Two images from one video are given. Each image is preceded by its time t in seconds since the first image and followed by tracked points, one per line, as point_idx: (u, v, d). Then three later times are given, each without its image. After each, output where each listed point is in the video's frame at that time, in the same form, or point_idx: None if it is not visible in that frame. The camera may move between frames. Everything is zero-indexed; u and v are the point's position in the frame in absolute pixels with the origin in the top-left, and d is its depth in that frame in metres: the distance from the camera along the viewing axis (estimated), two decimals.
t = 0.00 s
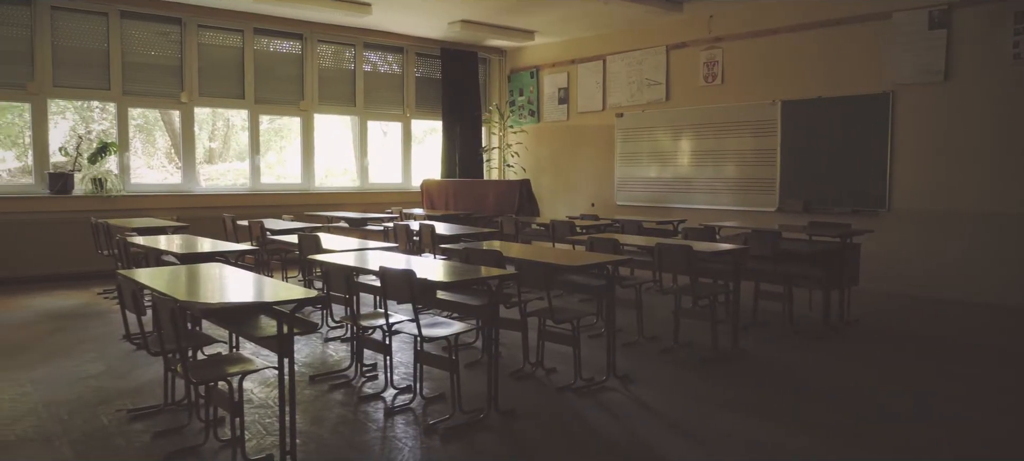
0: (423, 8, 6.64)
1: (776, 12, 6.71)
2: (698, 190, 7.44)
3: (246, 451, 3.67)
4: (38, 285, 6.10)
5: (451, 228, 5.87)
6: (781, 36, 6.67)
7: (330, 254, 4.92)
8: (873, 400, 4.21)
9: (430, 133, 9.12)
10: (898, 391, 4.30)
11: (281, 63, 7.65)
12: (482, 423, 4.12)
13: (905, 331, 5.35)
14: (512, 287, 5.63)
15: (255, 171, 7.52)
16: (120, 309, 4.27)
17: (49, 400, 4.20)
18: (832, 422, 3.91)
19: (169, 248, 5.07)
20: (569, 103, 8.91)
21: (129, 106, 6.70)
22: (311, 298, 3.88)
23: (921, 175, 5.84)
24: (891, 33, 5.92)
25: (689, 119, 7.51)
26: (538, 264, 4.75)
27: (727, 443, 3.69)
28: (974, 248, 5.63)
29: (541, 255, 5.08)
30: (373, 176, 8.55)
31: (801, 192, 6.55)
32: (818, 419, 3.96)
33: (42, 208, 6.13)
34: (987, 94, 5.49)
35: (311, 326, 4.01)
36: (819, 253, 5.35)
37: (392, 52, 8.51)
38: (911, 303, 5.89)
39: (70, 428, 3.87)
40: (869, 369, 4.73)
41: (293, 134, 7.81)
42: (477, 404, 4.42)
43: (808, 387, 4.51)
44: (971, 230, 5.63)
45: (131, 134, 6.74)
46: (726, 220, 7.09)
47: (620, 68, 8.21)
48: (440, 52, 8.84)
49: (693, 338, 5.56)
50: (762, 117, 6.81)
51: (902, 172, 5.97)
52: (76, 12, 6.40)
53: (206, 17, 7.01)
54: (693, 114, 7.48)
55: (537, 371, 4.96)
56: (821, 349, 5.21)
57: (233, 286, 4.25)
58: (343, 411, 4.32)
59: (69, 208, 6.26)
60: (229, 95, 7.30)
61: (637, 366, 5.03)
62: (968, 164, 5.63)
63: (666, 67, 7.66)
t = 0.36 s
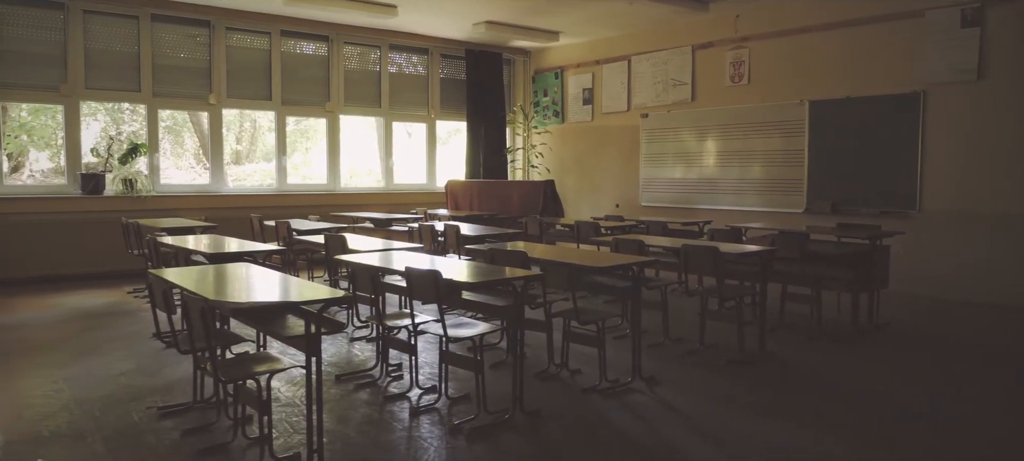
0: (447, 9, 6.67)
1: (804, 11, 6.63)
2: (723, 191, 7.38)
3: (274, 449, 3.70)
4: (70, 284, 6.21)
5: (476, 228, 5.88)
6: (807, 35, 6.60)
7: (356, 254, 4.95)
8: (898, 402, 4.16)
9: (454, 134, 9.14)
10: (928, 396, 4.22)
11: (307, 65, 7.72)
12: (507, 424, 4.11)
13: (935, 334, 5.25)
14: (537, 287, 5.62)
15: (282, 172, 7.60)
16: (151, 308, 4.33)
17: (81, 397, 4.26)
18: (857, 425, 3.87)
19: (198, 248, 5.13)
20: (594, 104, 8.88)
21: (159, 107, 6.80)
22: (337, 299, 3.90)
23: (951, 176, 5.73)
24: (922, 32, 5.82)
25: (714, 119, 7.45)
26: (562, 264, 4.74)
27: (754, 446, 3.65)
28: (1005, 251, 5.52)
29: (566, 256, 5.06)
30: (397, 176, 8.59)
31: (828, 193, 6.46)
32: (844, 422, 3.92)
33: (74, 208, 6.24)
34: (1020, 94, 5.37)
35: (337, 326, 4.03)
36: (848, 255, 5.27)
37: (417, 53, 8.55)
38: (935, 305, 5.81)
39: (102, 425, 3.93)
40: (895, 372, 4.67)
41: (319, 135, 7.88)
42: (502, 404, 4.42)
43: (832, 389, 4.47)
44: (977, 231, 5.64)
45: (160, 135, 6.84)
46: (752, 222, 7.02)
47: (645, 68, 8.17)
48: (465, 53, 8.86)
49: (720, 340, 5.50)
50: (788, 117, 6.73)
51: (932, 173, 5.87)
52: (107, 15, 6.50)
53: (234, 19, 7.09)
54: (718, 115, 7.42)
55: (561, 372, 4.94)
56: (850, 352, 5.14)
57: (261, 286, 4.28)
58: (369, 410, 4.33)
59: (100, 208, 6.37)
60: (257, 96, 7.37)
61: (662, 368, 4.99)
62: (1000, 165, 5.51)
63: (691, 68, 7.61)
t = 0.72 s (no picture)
0: (468, 9, 6.68)
1: (828, 9, 6.55)
2: (746, 191, 7.31)
3: (297, 447, 3.72)
4: (96, 282, 6.29)
5: (497, 228, 5.87)
6: (831, 33, 6.52)
7: (378, 253, 4.96)
8: (926, 405, 4.09)
9: (475, 134, 9.15)
10: (956, 400, 4.14)
11: (330, 65, 7.76)
12: (529, 424, 4.10)
13: (962, 337, 5.16)
14: (558, 287, 5.61)
15: (304, 171, 7.65)
16: (176, 306, 4.37)
17: (108, 393, 4.32)
18: (882, 427, 3.81)
19: (222, 246, 5.18)
20: (615, 104, 8.85)
21: (184, 108, 6.88)
22: (360, 298, 3.91)
23: (979, 176, 5.63)
24: (950, 30, 5.72)
25: (736, 119, 7.39)
26: (584, 264, 4.72)
27: (778, 447, 3.60)
28: None
29: (588, 255, 5.03)
30: (418, 176, 8.62)
31: (853, 193, 6.38)
32: (867, 424, 3.87)
33: (101, 207, 6.33)
34: None
35: (360, 325, 4.04)
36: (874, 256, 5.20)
37: (438, 53, 8.57)
38: (959, 307, 5.72)
39: (129, 421, 3.98)
40: (920, 374, 4.60)
41: (340, 135, 7.92)
42: (524, 404, 4.41)
43: (855, 391, 4.41)
44: (1001, 233, 5.56)
45: (185, 135, 6.91)
46: (775, 222, 6.96)
47: (667, 68, 8.12)
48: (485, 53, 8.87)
49: (743, 342, 5.45)
50: (812, 117, 6.66)
51: (960, 173, 5.76)
52: (134, 17, 6.58)
53: (258, 20, 7.15)
54: (741, 114, 7.36)
55: (582, 372, 4.92)
56: (876, 354, 5.06)
57: (284, 285, 4.31)
58: (391, 409, 4.34)
59: (126, 207, 6.45)
60: (280, 97, 7.43)
61: (685, 368, 4.96)
62: None
63: (714, 67, 7.55)
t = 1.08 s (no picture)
0: (488, 10, 6.68)
1: (851, 8, 6.48)
2: (767, 192, 7.25)
3: (319, 446, 3.74)
4: (120, 281, 6.37)
5: (516, 229, 5.87)
6: (853, 32, 6.45)
7: (398, 254, 4.98)
8: (952, 409, 4.03)
9: (493, 134, 9.16)
10: (982, 404, 4.08)
11: (350, 66, 7.80)
12: (549, 425, 4.10)
13: (989, 340, 5.08)
14: (578, 288, 5.59)
15: (324, 172, 7.70)
16: (200, 305, 4.40)
17: (132, 391, 4.37)
18: (906, 430, 3.77)
19: (243, 246, 5.22)
20: (635, 104, 8.82)
21: (206, 109, 6.95)
22: (381, 298, 3.91)
23: (1005, 177, 5.54)
24: (976, 28, 5.63)
25: (756, 119, 7.33)
26: (605, 265, 4.70)
27: (801, 450, 3.57)
28: None
29: (607, 256, 5.01)
30: (437, 177, 8.64)
31: (876, 194, 6.30)
32: (891, 427, 3.82)
33: (125, 207, 6.41)
34: None
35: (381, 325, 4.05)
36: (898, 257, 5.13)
37: (457, 54, 8.59)
38: (985, 309, 5.63)
39: (154, 419, 4.03)
40: (944, 377, 4.54)
41: (360, 136, 7.96)
42: (544, 405, 4.40)
43: (879, 393, 4.36)
44: None
45: (208, 136, 6.98)
46: (797, 223, 6.89)
47: (687, 68, 8.08)
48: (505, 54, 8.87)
49: (764, 343, 5.41)
50: (834, 117, 6.59)
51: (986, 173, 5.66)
52: (158, 19, 6.65)
53: (279, 22, 7.21)
54: (761, 114, 7.30)
55: (602, 373, 4.91)
56: (900, 357, 4.99)
57: (305, 285, 4.33)
58: (412, 408, 4.36)
59: (149, 207, 6.53)
60: (301, 98, 7.49)
61: (705, 370, 4.92)
62: None
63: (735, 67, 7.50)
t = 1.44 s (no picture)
0: (513, 12, 6.69)
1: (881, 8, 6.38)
2: (794, 194, 7.17)
3: (346, 446, 3.76)
4: (150, 282, 6.46)
5: (541, 231, 5.86)
6: (883, 32, 6.35)
7: (424, 256, 4.99)
8: (987, 417, 3.94)
9: (517, 137, 9.16)
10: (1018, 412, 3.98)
11: (375, 69, 7.84)
12: (575, 428, 4.08)
13: None
14: (604, 291, 5.56)
15: (350, 174, 7.74)
16: (230, 306, 4.44)
17: (163, 390, 4.42)
18: (940, 438, 3.69)
19: (271, 247, 5.26)
20: (660, 106, 8.78)
21: (234, 112, 7.03)
22: (407, 300, 3.92)
23: None
24: (1010, 27, 5.51)
25: (783, 121, 7.25)
26: (631, 268, 4.67)
27: (831, 456, 3.51)
28: None
29: (633, 259, 4.98)
30: (462, 179, 8.65)
31: (906, 196, 6.19)
32: (924, 434, 3.74)
33: (155, 208, 6.50)
34: None
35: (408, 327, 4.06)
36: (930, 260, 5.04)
37: (482, 56, 8.60)
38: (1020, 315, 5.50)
39: (184, 418, 4.08)
40: (978, 384, 4.44)
41: (385, 138, 8.00)
42: (570, 408, 4.38)
43: (910, 399, 4.29)
44: None
45: (236, 139, 7.06)
46: (825, 226, 6.80)
47: (713, 69, 8.02)
48: (530, 56, 8.88)
49: (792, 348, 5.34)
50: (863, 118, 6.49)
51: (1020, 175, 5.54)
52: (187, 23, 6.74)
53: (307, 26, 7.27)
54: (788, 116, 7.22)
55: (628, 377, 4.88)
56: (932, 362, 4.90)
57: (333, 286, 4.35)
58: (438, 410, 4.36)
59: (179, 209, 6.62)
60: (327, 101, 7.54)
61: (732, 374, 4.87)
62: None
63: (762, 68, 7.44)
